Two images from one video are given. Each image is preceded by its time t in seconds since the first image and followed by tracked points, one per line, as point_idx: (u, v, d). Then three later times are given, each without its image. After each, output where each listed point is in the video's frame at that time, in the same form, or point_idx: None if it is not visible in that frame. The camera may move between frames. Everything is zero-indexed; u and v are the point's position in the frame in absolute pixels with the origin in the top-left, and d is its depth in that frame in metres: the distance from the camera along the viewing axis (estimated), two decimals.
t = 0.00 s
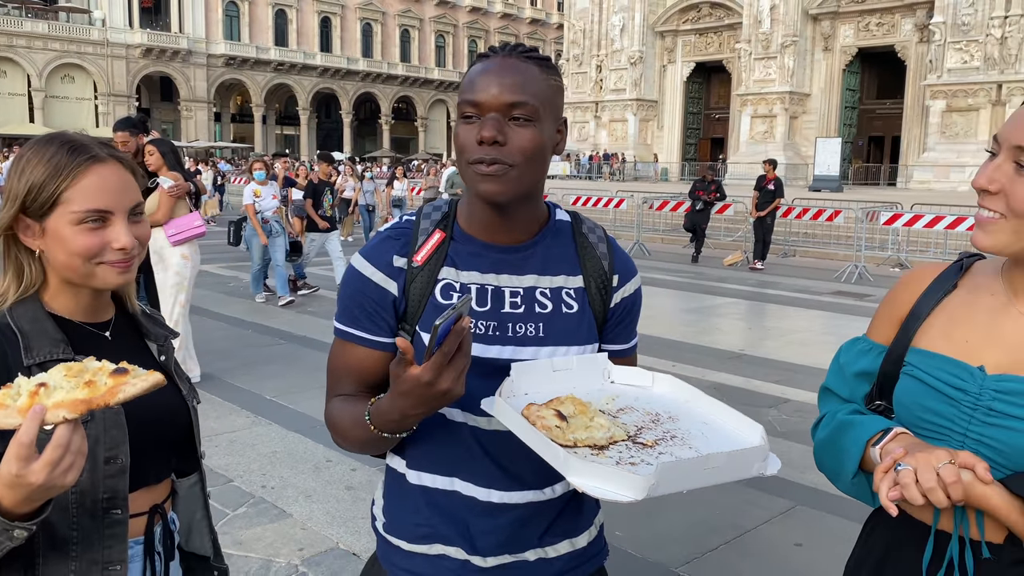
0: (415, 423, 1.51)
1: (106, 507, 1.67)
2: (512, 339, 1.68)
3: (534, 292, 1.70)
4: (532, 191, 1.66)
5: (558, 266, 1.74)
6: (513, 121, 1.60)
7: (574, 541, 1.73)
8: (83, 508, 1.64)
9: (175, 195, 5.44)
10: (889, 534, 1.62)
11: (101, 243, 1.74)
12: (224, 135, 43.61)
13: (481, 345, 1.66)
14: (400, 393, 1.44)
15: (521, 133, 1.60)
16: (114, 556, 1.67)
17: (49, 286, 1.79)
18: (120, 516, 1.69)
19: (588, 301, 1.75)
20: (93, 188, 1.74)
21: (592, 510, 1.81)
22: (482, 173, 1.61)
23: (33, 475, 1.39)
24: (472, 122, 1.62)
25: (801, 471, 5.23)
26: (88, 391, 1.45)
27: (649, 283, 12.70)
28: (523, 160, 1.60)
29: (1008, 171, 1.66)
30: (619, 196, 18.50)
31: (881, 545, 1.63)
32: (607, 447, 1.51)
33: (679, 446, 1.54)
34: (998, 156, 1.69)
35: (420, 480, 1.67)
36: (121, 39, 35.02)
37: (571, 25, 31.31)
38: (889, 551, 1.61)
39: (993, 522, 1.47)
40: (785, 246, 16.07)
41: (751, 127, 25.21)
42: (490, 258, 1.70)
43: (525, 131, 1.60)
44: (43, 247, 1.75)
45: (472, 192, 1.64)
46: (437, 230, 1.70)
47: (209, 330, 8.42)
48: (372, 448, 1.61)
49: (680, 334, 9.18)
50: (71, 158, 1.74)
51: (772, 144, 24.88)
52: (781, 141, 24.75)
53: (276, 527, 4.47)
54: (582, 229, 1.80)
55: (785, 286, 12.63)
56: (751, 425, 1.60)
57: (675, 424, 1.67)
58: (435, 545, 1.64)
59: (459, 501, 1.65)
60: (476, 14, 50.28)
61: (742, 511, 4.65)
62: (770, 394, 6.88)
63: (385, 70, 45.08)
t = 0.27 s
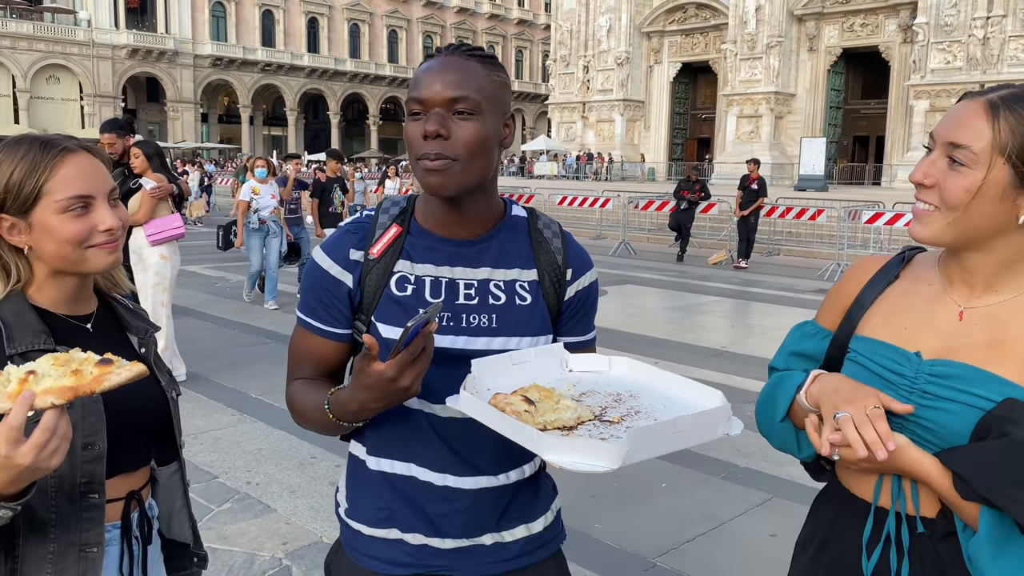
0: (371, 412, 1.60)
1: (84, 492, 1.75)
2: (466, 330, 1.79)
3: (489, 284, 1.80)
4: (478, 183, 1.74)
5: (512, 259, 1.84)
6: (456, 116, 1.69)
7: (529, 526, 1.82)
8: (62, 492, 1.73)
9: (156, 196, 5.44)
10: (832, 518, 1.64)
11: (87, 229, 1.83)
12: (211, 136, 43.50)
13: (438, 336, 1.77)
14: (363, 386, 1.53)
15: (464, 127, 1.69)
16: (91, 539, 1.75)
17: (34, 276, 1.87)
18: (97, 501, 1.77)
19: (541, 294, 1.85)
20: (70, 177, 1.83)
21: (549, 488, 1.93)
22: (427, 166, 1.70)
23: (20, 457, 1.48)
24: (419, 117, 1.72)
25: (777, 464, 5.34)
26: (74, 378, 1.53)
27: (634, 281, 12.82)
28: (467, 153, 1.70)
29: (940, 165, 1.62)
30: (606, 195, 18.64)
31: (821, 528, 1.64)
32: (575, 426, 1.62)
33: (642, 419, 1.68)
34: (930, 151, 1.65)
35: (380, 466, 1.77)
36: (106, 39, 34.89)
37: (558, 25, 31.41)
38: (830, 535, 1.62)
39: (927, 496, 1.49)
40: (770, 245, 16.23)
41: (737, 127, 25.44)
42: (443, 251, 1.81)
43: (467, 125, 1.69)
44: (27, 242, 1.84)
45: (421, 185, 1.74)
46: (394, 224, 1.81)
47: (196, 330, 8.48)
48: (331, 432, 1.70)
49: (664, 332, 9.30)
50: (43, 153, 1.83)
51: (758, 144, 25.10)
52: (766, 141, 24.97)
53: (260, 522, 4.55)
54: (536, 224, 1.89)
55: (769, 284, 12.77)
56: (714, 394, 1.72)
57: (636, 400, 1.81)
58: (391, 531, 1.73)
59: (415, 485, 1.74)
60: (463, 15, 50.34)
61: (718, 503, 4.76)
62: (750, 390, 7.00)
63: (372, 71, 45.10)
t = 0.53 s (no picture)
0: (342, 391, 1.69)
1: (79, 477, 1.79)
2: (436, 322, 1.83)
3: (461, 277, 1.84)
4: (447, 176, 1.76)
5: (487, 253, 1.87)
6: (420, 110, 1.72)
7: (499, 520, 1.83)
8: (58, 477, 1.77)
9: (150, 195, 5.49)
10: (808, 496, 1.71)
11: (94, 224, 1.89)
12: (206, 136, 43.45)
13: (406, 327, 1.82)
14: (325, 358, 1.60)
15: (428, 121, 1.72)
16: (86, 523, 1.79)
17: (39, 269, 1.92)
18: (92, 487, 1.81)
19: (516, 289, 1.86)
20: (80, 174, 1.88)
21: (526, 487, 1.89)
22: (394, 161, 1.73)
23: (22, 444, 1.53)
24: (384, 114, 1.75)
25: (769, 458, 5.41)
26: (79, 371, 1.58)
27: (628, 279, 12.89)
28: (433, 146, 1.72)
29: (915, 162, 1.63)
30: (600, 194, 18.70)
31: (792, 512, 1.72)
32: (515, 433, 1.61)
33: (585, 431, 1.64)
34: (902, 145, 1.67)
35: (356, 452, 1.83)
36: (100, 39, 34.83)
37: (553, 24, 31.42)
38: (802, 515, 1.69)
39: (895, 474, 1.56)
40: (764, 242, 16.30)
41: (732, 125, 25.52)
42: (419, 245, 1.86)
43: (431, 119, 1.72)
44: (34, 236, 1.88)
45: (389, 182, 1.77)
46: (371, 218, 1.86)
47: (192, 328, 8.52)
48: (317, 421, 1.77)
49: (657, 329, 9.36)
50: (52, 150, 1.88)
51: (753, 142, 25.19)
52: (761, 139, 25.07)
53: (256, 516, 4.60)
54: (516, 219, 1.91)
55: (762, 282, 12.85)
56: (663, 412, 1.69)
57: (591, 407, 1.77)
58: (361, 513, 1.80)
59: (383, 471, 1.79)
60: (458, 14, 50.32)
61: (710, 496, 4.82)
62: (743, 385, 7.06)
63: (367, 70, 45.09)
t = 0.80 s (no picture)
0: (341, 390, 1.72)
1: (86, 466, 1.80)
2: (424, 317, 1.86)
3: (448, 274, 1.86)
4: (428, 173, 1.78)
5: (475, 249, 1.88)
6: (404, 110, 1.74)
7: (481, 516, 1.82)
8: (65, 467, 1.78)
9: (152, 193, 5.54)
10: (800, 481, 1.76)
11: (98, 224, 1.92)
12: (206, 135, 43.47)
13: (395, 323, 1.86)
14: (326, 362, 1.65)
15: (412, 121, 1.74)
16: (93, 511, 1.79)
17: (45, 264, 1.96)
18: (99, 476, 1.82)
19: (505, 284, 1.88)
20: (88, 173, 1.92)
21: (512, 484, 1.88)
22: (377, 160, 1.76)
23: (27, 436, 1.52)
24: (371, 113, 1.77)
25: (766, 452, 5.46)
26: (81, 364, 1.56)
27: (628, 276, 12.95)
28: (415, 145, 1.75)
29: (905, 157, 1.66)
30: (599, 192, 18.75)
31: (784, 500, 1.78)
32: (482, 417, 1.63)
33: (554, 417, 1.62)
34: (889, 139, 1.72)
35: (349, 445, 1.88)
36: (100, 38, 34.84)
37: (552, 22, 31.42)
38: (795, 497, 1.75)
39: (885, 458, 1.61)
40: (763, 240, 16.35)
41: (731, 123, 25.60)
42: (408, 242, 1.89)
43: (414, 119, 1.74)
44: (40, 231, 1.92)
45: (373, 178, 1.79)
46: (365, 216, 1.91)
47: (193, 326, 8.57)
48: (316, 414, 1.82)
49: (656, 325, 9.41)
50: (62, 149, 1.91)
51: (752, 140, 25.25)
52: (761, 137, 25.12)
53: (260, 510, 4.65)
54: (507, 215, 1.92)
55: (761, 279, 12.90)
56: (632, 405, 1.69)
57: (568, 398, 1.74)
58: (349, 502, 1.85)
59: (369, 463, 1.84)
60: (457, 12, 50.34)
61: (708, 489, 4.87)
62: (741, 381, 7.11)
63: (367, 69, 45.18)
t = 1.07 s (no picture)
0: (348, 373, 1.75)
1: (95, 457, 1.82)
2: (410, 311, 1.87)
3: (433, 267, 1.87)
4: (436, 169, 1.84)
5: (460, 243, 1.89)
6: (426, 108, 1.80)
7: (468, 510, 1.83)
8: (74, 458, 1.80)
9: (155, 190, 5.58)
10: (798, 472, 1.78)
11: (93, 221, 1.92)
12: (207, 132, 43.48)
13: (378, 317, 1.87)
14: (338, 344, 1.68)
15: (434, 118, 1.80)
16: (101, 501, 1.82)
17: (48, 258, 1.97)
18: (107, 466, 1.84)
19: (490, 278, 1.88)
20: (83, 171, 1.93)
21: (501, 479, 1.88)
22: (397, 154, 1.79)
23: (39, 428, 1.55)
24: (386, 107, 1.81)
25: (766, 447, 5.49)
26: (92, 358, 1.59)
27: (629, 273, 12.95)
28: (435, 141, 1.81)
29: (903, 153, 1.69)
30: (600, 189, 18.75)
31: (782, 492, 1.80)
32: (485, 400, 1.64)
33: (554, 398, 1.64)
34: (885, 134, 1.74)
35: (345, 436, 1.91)
36: (100, 36, 34.81)
37: (552, 19, 31.38)
38: (792, 489, 1.78)
39: (884, 449, 1.63)
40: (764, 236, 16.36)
41: (732, 120, 25.59)
42: (394, 236, 1.89)
43: (436, 116, 1.81)
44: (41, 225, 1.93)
45: (387, 171, 1.82)
46: (354, 212, 1.92)
47: (195, 323, 8.59)
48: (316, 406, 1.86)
49: (657, 321, 9.43)
50: (61, 144, 1.93)
51: (753, 137, 25.26)
52: (762, 133, 25.12)
53: (263, 505, 4.68)
54: (492, 208, 1.92)
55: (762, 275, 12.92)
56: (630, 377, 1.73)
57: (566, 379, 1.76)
58: (340, 490, 1.89)
59: (361, 455, 1.88)
60: (458, 9, 50.31)
61: (709, 484, 4.89)
62: (741, 377, 7.13)
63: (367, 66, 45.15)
